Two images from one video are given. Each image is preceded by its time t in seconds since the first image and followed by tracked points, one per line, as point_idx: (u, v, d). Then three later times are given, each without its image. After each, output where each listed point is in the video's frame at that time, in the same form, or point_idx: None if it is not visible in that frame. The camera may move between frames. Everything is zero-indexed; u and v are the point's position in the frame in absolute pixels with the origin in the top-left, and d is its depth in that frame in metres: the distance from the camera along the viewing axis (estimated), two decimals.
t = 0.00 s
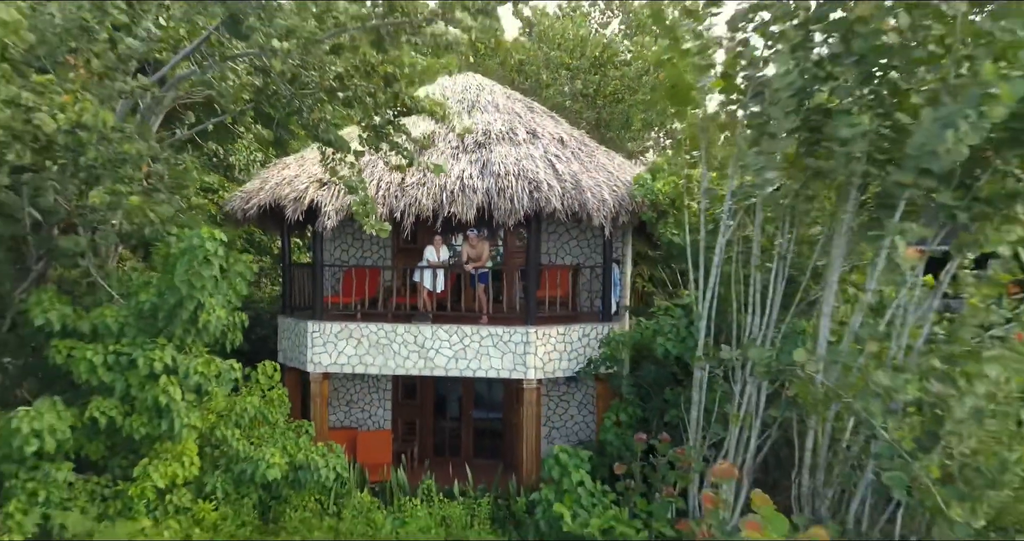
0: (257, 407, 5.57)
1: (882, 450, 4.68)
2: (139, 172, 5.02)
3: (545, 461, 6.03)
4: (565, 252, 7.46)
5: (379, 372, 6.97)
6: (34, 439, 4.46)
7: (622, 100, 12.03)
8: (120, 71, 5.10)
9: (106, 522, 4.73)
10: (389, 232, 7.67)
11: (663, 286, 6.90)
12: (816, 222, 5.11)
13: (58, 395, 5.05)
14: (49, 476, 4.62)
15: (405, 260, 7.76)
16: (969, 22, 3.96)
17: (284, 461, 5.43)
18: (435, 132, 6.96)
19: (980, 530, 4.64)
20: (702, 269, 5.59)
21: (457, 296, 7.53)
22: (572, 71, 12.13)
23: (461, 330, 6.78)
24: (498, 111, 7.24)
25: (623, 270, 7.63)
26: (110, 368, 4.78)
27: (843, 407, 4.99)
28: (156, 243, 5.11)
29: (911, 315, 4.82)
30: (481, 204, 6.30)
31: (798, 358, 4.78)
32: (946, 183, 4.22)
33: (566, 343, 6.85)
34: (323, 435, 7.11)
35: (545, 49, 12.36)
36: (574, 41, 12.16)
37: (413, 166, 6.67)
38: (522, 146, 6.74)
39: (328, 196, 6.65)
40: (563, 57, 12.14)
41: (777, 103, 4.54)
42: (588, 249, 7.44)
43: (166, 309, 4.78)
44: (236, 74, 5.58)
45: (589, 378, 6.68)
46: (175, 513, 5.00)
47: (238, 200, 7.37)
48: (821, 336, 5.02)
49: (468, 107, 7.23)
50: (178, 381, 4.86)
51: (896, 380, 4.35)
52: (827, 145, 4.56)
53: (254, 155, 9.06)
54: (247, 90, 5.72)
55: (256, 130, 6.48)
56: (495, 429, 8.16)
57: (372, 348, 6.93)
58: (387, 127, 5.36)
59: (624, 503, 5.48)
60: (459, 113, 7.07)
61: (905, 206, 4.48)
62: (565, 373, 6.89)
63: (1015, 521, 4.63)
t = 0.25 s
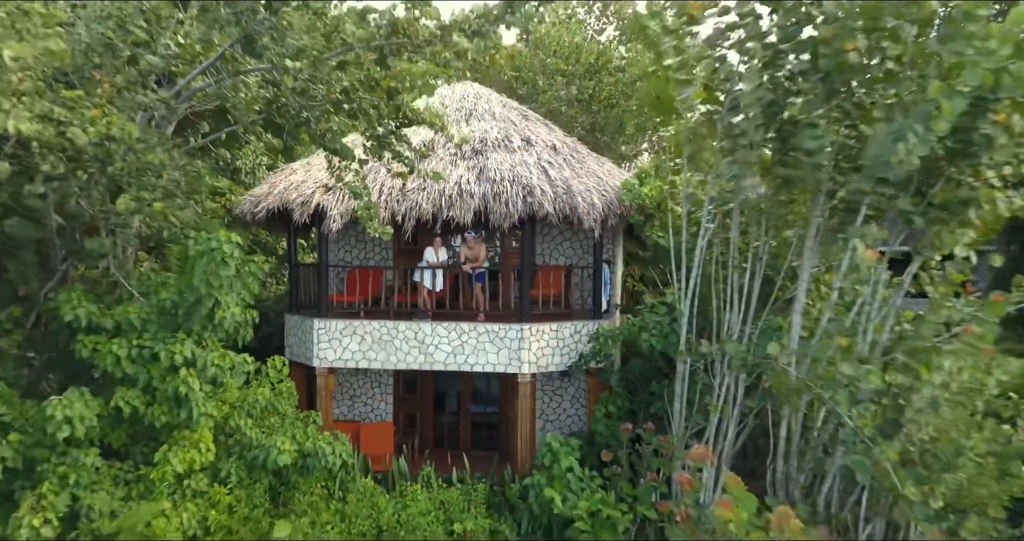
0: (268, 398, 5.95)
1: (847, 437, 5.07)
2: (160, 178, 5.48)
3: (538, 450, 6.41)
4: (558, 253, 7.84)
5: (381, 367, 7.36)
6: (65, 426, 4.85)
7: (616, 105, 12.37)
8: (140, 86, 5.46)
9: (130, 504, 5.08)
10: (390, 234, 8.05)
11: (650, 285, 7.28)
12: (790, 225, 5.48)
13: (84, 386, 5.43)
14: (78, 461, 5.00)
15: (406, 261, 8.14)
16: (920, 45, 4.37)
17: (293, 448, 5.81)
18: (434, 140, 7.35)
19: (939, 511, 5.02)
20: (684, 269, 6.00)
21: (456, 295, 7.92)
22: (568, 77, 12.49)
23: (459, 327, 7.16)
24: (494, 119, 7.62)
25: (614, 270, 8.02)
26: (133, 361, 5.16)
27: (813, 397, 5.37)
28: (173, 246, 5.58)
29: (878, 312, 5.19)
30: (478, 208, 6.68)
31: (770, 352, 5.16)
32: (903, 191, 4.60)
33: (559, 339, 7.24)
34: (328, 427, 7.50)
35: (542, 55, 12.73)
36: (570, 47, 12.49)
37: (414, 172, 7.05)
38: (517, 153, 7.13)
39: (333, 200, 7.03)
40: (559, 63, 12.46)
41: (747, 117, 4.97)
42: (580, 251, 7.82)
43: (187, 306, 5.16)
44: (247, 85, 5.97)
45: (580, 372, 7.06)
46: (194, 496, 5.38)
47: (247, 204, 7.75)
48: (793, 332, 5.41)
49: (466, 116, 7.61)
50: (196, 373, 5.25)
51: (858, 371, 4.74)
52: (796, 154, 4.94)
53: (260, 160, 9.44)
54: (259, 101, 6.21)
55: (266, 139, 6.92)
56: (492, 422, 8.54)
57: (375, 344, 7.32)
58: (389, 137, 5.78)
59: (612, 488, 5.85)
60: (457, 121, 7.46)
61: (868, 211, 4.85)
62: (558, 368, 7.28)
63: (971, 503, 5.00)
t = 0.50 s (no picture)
0: (277, 389, 6.34)
1: (814, 423, 5.47)
2: (178, 184, 5.96)
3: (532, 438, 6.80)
4: (552, 253, 8.23)
5: (383, 361, 7.75)
6: (92, 413, 5.24)
7: (611, 108, 12.75)
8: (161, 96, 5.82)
9: (151, 486, 5.47)
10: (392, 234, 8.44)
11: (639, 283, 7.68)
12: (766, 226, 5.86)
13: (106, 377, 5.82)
14: (103, 445, 5.39)
15: (407, 260, 8.53)
16: (879, 61, 4.77)
17: (301, 435, 6.19)
18: (433, 145, 7.74)
19: (903, 492, 5.39)
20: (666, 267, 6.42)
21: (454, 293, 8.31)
22: (564, 82, 12.87)
23: (457, 322, 7.55)
24: (491, 125, 8.01)
25: (605, 269, 8.41)
26: (153, 353, 5.55)
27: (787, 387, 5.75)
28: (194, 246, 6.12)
29: (846, 307, 5.57)
30: (475, 210, 7.07)
31: (746, 344, 5.55)
32: (866, 195, 4.99)
33: (551, 334, 7.63)
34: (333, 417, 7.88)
35: (538, 61, 13.12)
36: (566, 53, 12.89)
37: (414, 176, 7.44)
38: (512, 158, 7.52)
39: (338, 202, 7.42)
40: (555, 69, 12.88)
41: (724, 126, 5.34)
42: (572, 250, 8.22)
43: (203, 301, 5.55)
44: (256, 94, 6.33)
45: (571, 365, 7.45)
46: (208, 480, 5.77)
47: (256, 206, 8.13)
48: (768, 326, 5.78)
49: (464, 122, 8.00)
50: (211, 364, 5.64)
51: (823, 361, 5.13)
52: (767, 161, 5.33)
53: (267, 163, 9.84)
54: (269, 109, 6.58)
55: (275, 145, 7.33)
56: (489, 416, 8.92)
57: (377, 339, 7.71)
58: (391, 143, 6.15)
59: (600, 473, 6.23)
60: (455, 127, 7.85)
61: (835, 213, 5.24)
62: (551, 361, 7.68)
63: (933, 484, 5.38)
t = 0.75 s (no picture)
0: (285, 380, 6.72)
1: (788, 411, 5.84)
2: (192, 188, 6.34)
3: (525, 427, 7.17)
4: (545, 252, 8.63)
5: (385, 355, 8.13)
6: (113, 401, 5.63)
7: (605, 112, 13.13)
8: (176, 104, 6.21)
9: (167, 469, 5.86)
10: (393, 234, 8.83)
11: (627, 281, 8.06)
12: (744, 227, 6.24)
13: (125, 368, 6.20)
14: (123, 431, 5.77)
15: (407, 259, 8.92)
16: (844, 73, 5.15)
17: (307, 423, 6.57)
18: (432, 150, 8.13)
19: (870, 475, 5.77)
20: (651, 266, 6.82)
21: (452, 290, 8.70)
22: (559, 86, 13.25)
23: (455, 318, 7.94)
24: (487, 130, 8.40)
25: (596, 268, 8.80)
26: (170, 345, 5.94)
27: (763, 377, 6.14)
28: (207, 245, 6.51)
29: (817, 303, 5.96)
30: (472, 212, 7.46)
31: (724, 337, 5.93)
32: (833, 198, 5.37)
33: (545, 330, 8.02)
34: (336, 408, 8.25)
35: (534, 66, 13.51)
36: (561, 59, 13.28)
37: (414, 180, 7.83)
38: (507, 162, 7.90)
39: (342, 204, 7.81)
40: (550, 74, 13.28)
41: (703, 133, 5.71)
42: (565, 250, 8.61)
43: (216, 298, 5.94)
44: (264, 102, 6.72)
45: (563, 359, 7.85)
46: (221, 465, 6.14)
47: (262, 207, 8.51)
48: (745, 320, 6.17)
49: (462, 127, 8.39)
50: (224, 356, 6.02)
51: (794, 352, 5.51)
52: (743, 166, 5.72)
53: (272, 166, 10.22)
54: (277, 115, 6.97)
55: (282, 149, 7.75)
56: (486, 409, 9.32)
57: (379, 334, 8.09)
58: (392, 149, 6.54)
59: (588, 459, 6.61)
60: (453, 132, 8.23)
61: (806, 215, 5.62)
62: (544, 355, 8.07)
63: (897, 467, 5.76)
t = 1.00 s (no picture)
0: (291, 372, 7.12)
1: (763, 400, 6.23)
2: (205, 191, 6.75)
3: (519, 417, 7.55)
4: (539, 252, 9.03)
5: (386, 350, 8.53)
6: (132, 390, 6.03)
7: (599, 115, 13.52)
8: (190, 112, 6.62)
9: (182, 455, 6.25)
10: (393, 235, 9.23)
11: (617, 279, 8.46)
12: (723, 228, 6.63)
13: (142, 360, 6.60)
14: (141, 419, 6.16)
15: (407, 258, 9.32)
16: (812, 85, 5.54)
17: (312, 412, 6.96)
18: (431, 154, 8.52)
19: (841, 460, 6.15)
20: (637, 264, 7.25)
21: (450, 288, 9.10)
22: (555, 91, 13.64)
23: (452, 314, 8.33)
24: (483, 135, 8.80)
25: (587, 267, 9.20)
26: (185, 339, 6.34)
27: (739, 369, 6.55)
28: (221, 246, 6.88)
29: (789, 299, 6.38)
30: (468, 213, 7.86)
31: (704, 332, 6.32)
32: (804, 201, 5.76)
33: (538, 326, 8.42)
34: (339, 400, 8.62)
35: (530, 71, 13.91)
36: (556, 64, 13.68)
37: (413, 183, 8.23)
38: (501, 166, 8.30)
39: (345, 206, 8.21)
40: (546, 79, 13.69)
41: (683, 141, 6.10)
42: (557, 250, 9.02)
43: (228, 294, 6.40)
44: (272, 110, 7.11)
45: (555, 353, 8.25)
46: (231, 452, 6.52)
47: (269, 209, 8.90)
48: (725, 315, 6.56)
49: (459, 132, 8.79)
50: (235, 349, 6.42)
51: (768, 345, 5.91)
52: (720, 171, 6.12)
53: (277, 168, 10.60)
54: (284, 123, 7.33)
55: (288, 154, 8.13)
56: (483, 403, 9.71)
57: (380, 330, 8.49)
58: (393, 154, 6.95)
59: (578, 447, 7.00)
60: (451, 137, 8.63)
61: (780, 216, 6.00)
62: (537, 350, 8.47)
63: (866, 454, 6.14)
